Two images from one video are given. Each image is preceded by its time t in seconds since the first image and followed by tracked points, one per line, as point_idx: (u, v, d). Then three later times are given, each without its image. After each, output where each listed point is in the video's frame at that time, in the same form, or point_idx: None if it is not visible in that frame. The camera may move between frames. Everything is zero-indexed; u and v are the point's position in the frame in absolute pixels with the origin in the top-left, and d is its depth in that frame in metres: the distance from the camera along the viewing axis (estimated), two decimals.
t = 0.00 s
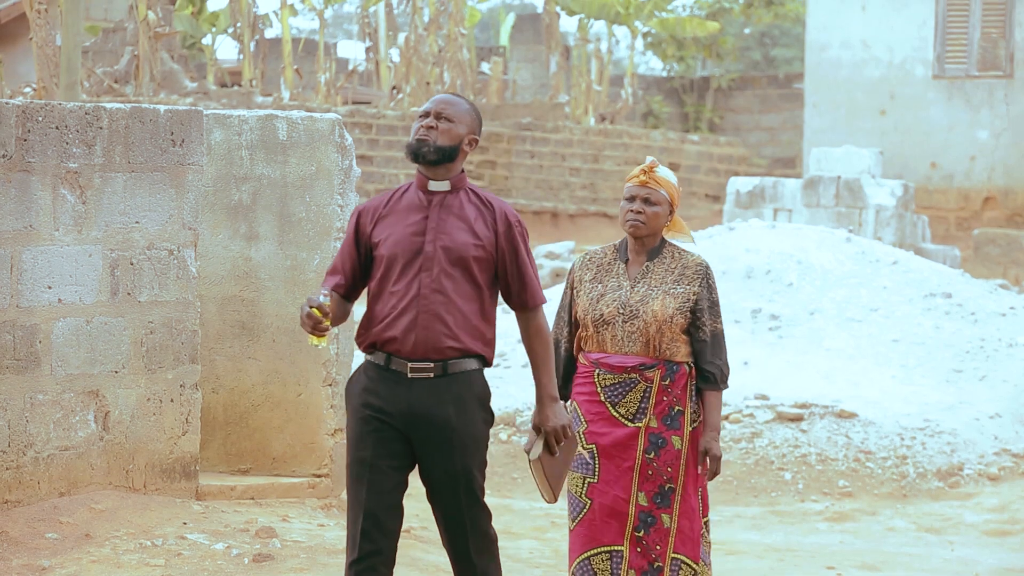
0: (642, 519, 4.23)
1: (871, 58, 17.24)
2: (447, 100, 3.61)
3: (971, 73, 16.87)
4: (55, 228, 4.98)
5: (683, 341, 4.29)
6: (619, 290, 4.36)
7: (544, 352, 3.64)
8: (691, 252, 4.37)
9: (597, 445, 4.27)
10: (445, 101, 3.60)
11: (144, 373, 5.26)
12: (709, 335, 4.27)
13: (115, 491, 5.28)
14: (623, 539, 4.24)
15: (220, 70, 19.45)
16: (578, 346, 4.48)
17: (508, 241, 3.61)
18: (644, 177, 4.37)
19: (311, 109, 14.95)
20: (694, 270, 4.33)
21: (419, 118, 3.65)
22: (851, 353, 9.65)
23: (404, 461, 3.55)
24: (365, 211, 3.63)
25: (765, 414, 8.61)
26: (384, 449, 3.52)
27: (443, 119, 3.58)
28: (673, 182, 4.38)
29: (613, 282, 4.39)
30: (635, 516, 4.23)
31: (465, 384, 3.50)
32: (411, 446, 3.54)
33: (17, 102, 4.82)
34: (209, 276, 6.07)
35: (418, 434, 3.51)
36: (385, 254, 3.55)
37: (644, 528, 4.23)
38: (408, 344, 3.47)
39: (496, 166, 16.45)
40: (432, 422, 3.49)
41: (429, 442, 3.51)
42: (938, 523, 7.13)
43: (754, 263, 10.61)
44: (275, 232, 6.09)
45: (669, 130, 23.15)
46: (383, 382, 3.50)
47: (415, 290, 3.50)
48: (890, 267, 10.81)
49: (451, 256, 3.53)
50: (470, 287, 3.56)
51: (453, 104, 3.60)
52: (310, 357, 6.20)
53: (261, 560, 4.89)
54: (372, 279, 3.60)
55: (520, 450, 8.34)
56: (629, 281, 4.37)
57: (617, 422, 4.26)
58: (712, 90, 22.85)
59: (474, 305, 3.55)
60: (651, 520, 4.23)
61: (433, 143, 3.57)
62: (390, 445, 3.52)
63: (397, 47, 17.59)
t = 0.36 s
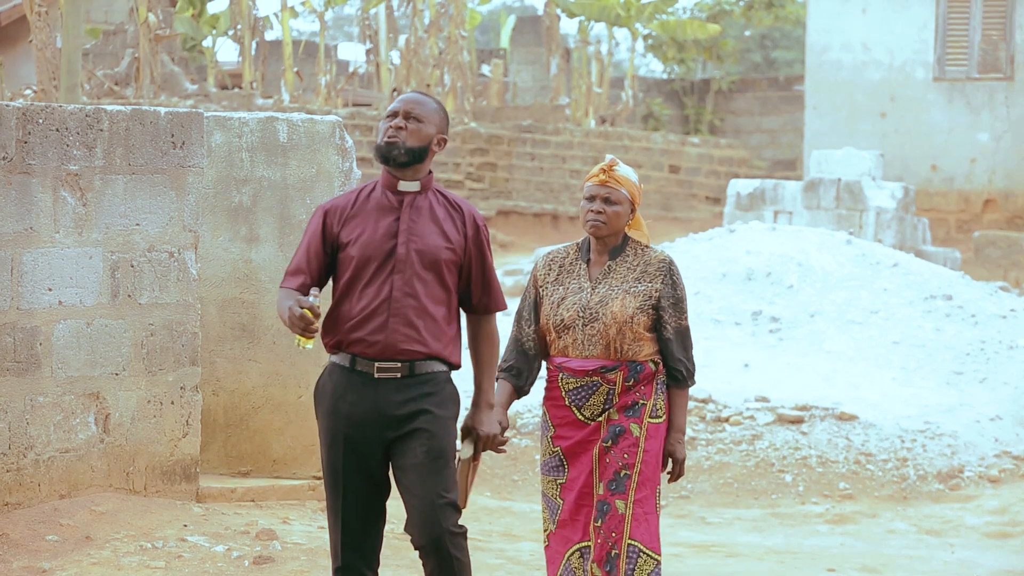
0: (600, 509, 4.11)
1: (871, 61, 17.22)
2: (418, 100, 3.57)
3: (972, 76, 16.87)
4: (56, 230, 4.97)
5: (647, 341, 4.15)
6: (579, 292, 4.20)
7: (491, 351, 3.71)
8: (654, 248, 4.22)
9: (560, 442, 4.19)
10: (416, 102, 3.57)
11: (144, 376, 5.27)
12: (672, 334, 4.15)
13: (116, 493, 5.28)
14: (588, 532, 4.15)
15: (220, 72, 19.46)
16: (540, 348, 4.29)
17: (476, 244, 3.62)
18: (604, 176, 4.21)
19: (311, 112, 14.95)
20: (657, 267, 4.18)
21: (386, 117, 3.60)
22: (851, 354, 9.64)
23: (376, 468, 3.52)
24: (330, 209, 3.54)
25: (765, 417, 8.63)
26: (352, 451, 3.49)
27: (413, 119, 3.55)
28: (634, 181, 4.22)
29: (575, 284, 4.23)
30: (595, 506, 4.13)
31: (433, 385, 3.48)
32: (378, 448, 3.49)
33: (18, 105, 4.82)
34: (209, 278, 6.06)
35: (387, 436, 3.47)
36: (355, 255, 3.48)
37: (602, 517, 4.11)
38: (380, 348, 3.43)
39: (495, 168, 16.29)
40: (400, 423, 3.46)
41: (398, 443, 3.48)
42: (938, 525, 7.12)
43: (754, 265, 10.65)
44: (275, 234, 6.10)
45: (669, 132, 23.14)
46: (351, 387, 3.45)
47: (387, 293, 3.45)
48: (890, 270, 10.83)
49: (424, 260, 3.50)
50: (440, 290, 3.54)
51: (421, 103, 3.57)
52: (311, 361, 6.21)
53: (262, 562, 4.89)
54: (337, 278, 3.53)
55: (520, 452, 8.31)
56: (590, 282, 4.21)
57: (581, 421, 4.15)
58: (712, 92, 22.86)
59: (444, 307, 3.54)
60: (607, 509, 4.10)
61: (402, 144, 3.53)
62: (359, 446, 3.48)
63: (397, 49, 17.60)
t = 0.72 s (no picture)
0: (572, 545, 3.93)
1: (871, 62, 17.21)
2: (418, 102, 3.38)
3: (972, 77, 16.87)
4: (56, 232, 4.97)
5: (629, 360, 3.98)
6: (565, 306, 4.05)
7: (499, 361, 3.48)
8: (644, 265, 4.06)
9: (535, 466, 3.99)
10: (416, 105, 3.38)
11: (145, 376, 5.27)
12: (656, 354, 3.96)
13: (116, 494, 5.28)
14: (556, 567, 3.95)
15: (220, 73, 19.48)
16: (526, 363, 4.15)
17: (477, 248, 3.39)
18: (596, 190, 4.08)
19: (312, 113, 14.95)
20: (646, 284, 4.02)
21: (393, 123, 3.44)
22: (851, 356, 9.64)
23: (376, 484, 3.35)
24: (335, 222, 3.44)
25: (766, 418, 8.63)
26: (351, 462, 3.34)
27: (418, 123, 3.36)
28: (626, 195, 4.11)
29: (561, 296, 4.09)
30: (567, 541, 3.94)
31: (432, 395, 3.29)
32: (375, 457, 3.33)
33: (18, 106, 4.82)
34: (210, 279, 6.06)
35: (383, 450, 3.31)
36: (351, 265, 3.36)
37: (574, 554, 3.92)
38: (371, 359, 3.28)
39: (496, 170, 16.30)
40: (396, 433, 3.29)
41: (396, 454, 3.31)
42: (938, 526, 7.12)
43: (754, 267, 10.65)
44: (275, 236, 6.10)
45: (670, 133, 23.14)
46: (350, 399, 3.32)
47: (377, 301, 3.29)
48: (890, 271, 10.84)
49: (417, 265, 3.31)
50: (439, 297, 3.33)
51: (425, 108, 3.37)
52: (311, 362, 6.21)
53: (262, 564, 4.89)
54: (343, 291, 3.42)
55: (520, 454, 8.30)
56: (576, 296, 4.07)
57: (556, 445, 3.95)
58: (713, 93, 22.87)
59: (443, 315, 3.33)
60: (581, 546, 3.92)
61: (405, 149, 3.35)
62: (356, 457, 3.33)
63: (397, 50, 17.60)
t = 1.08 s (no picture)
0: (578, 542, 3.94)
1: (871, 62, 17.21)
2: (432, 98, 3.37)
3: (972, 77, 16.87)
4: (56, 233, 4.98)
5: (626, 361, 3.97)
6: (562, 309, 4.06)
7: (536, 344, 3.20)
8: (637, 263, 4.05)
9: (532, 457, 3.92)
10: (430, 101, 3.37)
11: (145, 377, 5.27)
12: (653, 352, 3.94)
13: (116, 495, 5.28)
14: (558, 561, 3.93)
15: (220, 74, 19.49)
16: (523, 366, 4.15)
17: (485, 237, 3.27)
18: (590, 185, 4.04)
19: (312, 113, 14.94)
20: (640, 284, 4.01)
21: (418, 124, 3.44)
22: (851, 356, 9.64)
23: (390, 480, 3.32)
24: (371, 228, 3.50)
25: (766, 419, 8.63)
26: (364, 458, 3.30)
27: (436, 117, 3.35)
28: (620, 192, 4.07)
29: (556, 297, 4.09)
30: (573, 537, 3.94)
31: (452, 390, 3.24)
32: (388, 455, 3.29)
33: (18, 107, 4.83)
34: (210, 280, 6.07)
35: (398, 445, 3.27)
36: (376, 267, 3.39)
37: (581, 551, 3.93)
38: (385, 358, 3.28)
39: (496, 170, 16.37)
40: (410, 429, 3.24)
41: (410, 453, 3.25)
42: (939, 527, 7.12)
43: (755, 267, 10.66)
44: (276, 237, 6.10)
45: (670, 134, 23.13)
46: (373, 394, 3.31)
47: (391, 300, 3.30)
48: (890, 271, 10.84)
49: (427, 260, 3.27)
50: (451, 291, 3.27)
51: (445, 103, 3.36)
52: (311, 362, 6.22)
53: (262, 564, 4.89)
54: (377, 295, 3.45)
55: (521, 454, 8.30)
56: (572, 298, 4.08)
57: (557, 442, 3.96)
58: (713, 94, 22.86)
59: (456, 309, 3.27)
60: (588, 544, 3.94)
61: (424, 146, 3.33)
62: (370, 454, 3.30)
63: (398, 51, 17.60)
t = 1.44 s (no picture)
0: (580, 555, 3.90)
1: (871, 63, 17.21)
2: (444, 99, 3.35)
3: (972, 78, 16.87)
4: (56, 234, 4.98)
5: (620, 367, 4.00)
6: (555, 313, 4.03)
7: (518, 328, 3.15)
8: (625, 268, 4.08)
9: (531, 472, 3.93)
10: (443, 101, 3.34)
11: (145, 378, 5.27)
12: (645, 357, 4.01)
13: (116, 496, 5.28)
14: None
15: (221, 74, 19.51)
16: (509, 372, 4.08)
17: (493, 241, 3.27)
18: (576, 187, 4.06)
19: (312, 114, 14.95)
20: (630, 289, 4.05)
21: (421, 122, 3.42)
22: (852, 357, 9.64)
23: (390, 482, 3.32)
24: (369, 227, 3.48)
25: (766, 420, 8.63)
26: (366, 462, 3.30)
27: (442, 118, 3.31)
28: (604, 194, 4.10)
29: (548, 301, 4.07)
30: (574, 551, 3.90)
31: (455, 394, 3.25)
32: (390, 459, 3.29)
33: (18, 107, 4.83)
34: (211, 280, 6.08)
35: (399, 449, 3.27)
36: (378, 266, 3.37)
37: (582, 564, 3.90)
38: (387, 359, 3.27)
39: (497, 171, 16.41)
40: (414, 434, 3.24)
41: (412, 458, 3.26)
42: (939, 528, 7.12)
43: (755, 268, 10.66)
44: (276, 238, 6.10)
45: (670, 135, 23.12)
46: (369, 397, 3.30)
47: (395, 299, 3.29)
48: (890, 272, 10.84)
49: (434, 262, 3.27)
50: (456, 293, 3.27)
51: (452, 103, 3.34)
52: (312, 363, 6.21)
53: (263, 565, 4.90)
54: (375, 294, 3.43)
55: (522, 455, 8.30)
56: (564, 302, 4.05)
57: (555, 451, 3.93)
58: (713, 95, 22.86)
59: (460, 312, 3.27)
60: (589, 557, 3.91)
61: (432, 145, 3.31)
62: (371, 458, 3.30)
63: (398, 52, 17.60)
